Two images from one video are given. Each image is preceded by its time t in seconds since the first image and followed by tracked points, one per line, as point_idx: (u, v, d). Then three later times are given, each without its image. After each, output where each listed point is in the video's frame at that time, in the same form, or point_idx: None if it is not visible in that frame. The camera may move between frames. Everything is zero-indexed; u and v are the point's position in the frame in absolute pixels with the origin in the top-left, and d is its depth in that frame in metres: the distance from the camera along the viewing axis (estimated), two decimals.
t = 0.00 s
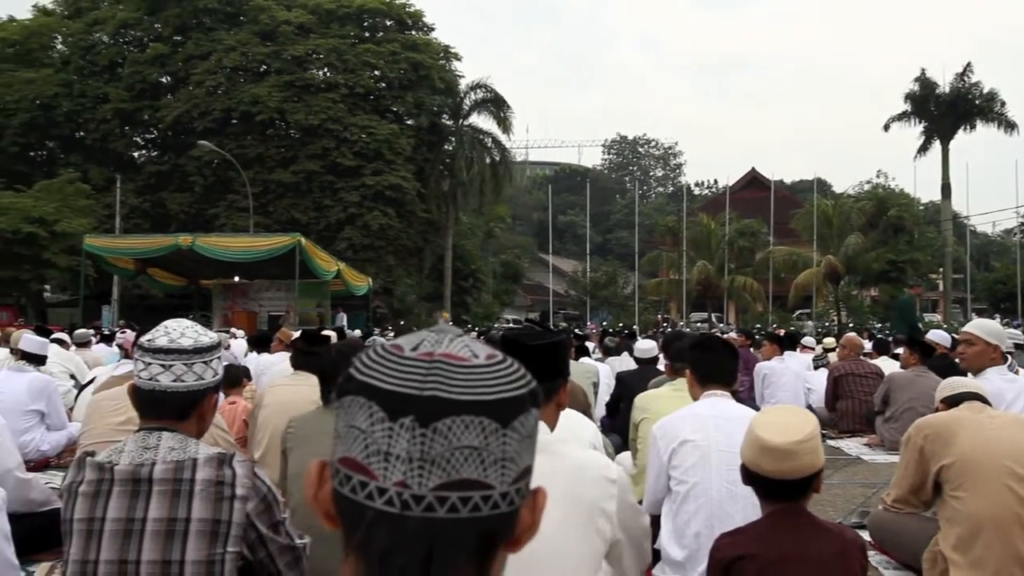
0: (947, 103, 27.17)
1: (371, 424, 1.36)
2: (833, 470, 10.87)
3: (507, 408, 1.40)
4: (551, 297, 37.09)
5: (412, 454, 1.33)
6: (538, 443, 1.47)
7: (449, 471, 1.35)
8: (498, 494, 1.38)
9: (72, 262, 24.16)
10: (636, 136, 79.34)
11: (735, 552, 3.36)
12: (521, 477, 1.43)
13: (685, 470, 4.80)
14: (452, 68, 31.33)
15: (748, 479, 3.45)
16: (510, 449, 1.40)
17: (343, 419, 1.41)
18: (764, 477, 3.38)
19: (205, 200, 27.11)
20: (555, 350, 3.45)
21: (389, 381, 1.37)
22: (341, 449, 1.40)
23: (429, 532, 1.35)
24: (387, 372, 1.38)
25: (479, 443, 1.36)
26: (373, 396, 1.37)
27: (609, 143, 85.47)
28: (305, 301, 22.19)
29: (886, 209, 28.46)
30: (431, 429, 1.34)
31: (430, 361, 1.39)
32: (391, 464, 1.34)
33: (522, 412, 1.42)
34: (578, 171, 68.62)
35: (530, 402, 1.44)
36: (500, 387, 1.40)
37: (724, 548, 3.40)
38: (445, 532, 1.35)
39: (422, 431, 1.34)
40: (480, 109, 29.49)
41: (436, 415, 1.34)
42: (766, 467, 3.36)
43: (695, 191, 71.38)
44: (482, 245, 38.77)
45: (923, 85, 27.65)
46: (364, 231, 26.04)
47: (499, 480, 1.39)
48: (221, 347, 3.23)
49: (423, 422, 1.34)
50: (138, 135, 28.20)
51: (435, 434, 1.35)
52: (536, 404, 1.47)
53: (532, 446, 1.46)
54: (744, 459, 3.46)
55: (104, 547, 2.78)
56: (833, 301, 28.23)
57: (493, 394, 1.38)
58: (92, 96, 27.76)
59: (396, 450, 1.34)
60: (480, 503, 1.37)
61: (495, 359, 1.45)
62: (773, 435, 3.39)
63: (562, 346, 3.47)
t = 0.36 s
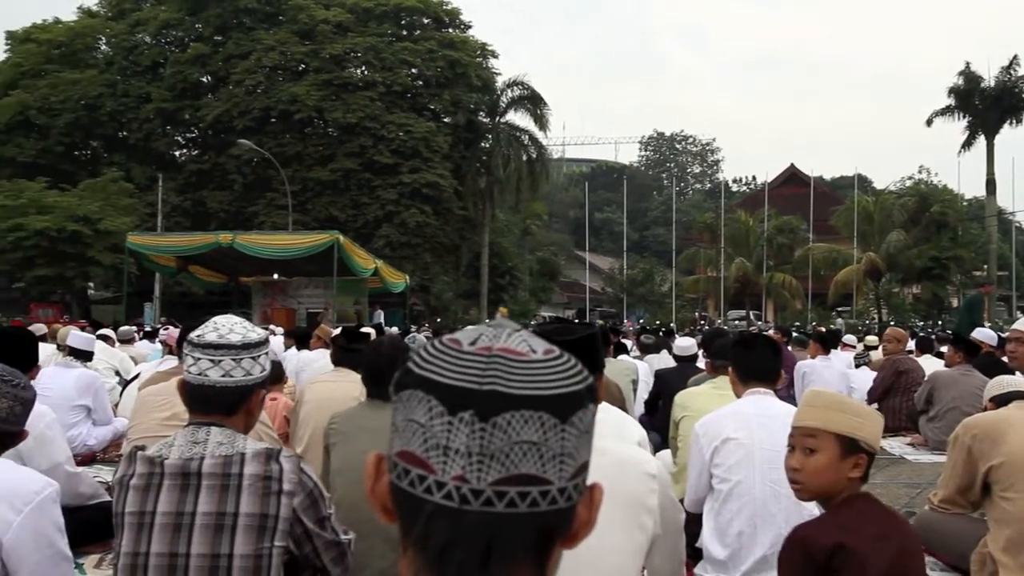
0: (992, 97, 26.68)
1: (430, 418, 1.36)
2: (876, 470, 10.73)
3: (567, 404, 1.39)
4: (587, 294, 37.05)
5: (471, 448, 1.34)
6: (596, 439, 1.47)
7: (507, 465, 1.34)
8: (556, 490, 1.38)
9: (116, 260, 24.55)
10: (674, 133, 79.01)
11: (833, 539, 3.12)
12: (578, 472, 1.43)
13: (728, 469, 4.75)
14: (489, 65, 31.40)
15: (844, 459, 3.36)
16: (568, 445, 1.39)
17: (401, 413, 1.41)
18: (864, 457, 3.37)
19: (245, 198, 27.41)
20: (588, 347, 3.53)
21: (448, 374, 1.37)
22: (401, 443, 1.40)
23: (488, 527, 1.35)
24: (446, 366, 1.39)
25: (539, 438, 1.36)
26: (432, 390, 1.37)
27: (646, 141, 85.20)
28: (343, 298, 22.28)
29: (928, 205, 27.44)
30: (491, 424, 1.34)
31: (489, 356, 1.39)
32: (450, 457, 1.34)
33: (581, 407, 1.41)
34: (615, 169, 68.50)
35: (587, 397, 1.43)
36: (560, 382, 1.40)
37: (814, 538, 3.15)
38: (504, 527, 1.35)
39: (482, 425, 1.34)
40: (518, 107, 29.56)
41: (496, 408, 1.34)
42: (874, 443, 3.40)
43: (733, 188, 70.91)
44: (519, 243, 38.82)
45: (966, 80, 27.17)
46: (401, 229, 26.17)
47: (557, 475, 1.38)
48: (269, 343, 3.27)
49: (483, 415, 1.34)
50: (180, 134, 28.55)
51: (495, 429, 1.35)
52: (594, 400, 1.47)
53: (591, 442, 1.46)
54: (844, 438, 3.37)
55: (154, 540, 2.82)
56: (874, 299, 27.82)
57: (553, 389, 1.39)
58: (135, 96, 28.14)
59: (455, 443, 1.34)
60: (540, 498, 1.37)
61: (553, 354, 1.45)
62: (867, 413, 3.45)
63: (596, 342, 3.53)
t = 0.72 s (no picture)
0: None
1: (475, 417, 1.37)
2: (914, 472, 10.59)
3: (612, 400, 1.39)
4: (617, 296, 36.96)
5: (515, 446, 1.34)
6: (642, 436, 1.45)
7: (551, 464, 1.34)
8: (602, 489, 1.37)
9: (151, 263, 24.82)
10: (704, 134, 78.62)
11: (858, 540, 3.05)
12: (626, 470, 1.41)
13: (765, 470, 4.71)
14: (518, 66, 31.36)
15: (873, 459, 3.30)
16: (614, 443, 1.38)
17: (447, 413, 1.41)
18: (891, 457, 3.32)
19: (277, 201, 27.61)
20: (622, 345, 3.62)
21: (492, 373, 1.38)
22: (448, 443, 1.40)
23: (534, 525, 1.34)
24: (490, 365, 1.39)
25: (581, 437, 1.36)
26: (477, 389, 1.38)
27: (676, 141, 84.85)
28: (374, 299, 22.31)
29: (965, 203, 27.21)
30: (534, 422, 1.34)
31: (532, 354, 1.40)
32: (495, 456, 1.34)
33: (626, 404, 1.40)
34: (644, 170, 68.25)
35: (634, 394, 1.42)
36: (605, 379, 1.39)
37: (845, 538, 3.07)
38: (551, 526, 1.34)
39: (524, 423, 1.34)
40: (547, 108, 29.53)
41: (538, 407, 1.34)
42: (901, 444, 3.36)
43: (764, 188, 70.42)
44: (548, 244, 38.80)
45: (1003, 77, 26.74)
46: (431, 231, 26.25)
47: (603, 473, 1.37)
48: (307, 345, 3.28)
49: (525, 413, 1.34)
50: (213, 138, 28.81)
51: (537, 426, 1.34)
52: (642, 397, 1.45)
53: (638, 440, 1.44)
54: (871, 437, 3.31)
55: (196, 538, 2.85)
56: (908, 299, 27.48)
57: (599, 386, 1.38)
58: (168, 100, 28.45)
59: (499, 442, 1.34)
60: (587, 496, 1.36)
61: (599, 353, 1.44)
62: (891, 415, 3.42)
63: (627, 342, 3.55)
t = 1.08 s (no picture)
0: None
1: (500, 417, 1.38)
2: (945, 474, 10.46)
3: (635, 394, 1.38)
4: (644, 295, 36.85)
5: (536, 444, 1.34)
6: (670, 428, 1.43)
7: (573, 459, 1.34)
8: (629, 482, 1.35)
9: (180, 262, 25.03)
10: (731, 133, 78.18)
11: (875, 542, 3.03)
12: (656, 464, 1.39)
13: (795, 470, 4.68)
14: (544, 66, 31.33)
15: (891, 463, 3.26)
16: (638, 436, 1.37)
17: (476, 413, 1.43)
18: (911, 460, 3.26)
19: (304, 201, 27.71)
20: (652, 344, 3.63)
21: (514, 374, 1.39)
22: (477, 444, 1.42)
23: (559, 521, 1.34)
24: (514, 366, 1.40)
25: (603, 431, 1.35)
26: (501, 389, 1.39)
27: (703, 140, 84.46)
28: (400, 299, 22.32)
29: (995, 202, 26.44)
30: (553, 417, 1.34)
31: (554, 354, 1.40)
32: (518, 453, 1.35)
33: (650, 397, 1.39)
34: (671, 169, 67.97)
35: (660, 386, 1.41)
36: (627, 374, 1.39)
37: (859, 541, 3.05)
38: (578, 521, 1.33)
39: (543, 420, 1.34)
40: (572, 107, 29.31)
41: (555, 403, 1.34)
42: (922, 446, 3.28)
43: (792, 187, 69.89)
44: (574, 243, 38.73)
45: None
46: (457, 230, 26.28)
47: (627, 467, 1.36)
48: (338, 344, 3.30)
49: (544, 410, 1.34)
50: (240, 138, 29.04)
51: (556, 422, 1.35)
52: (670, 389, 1.43)
53: (666, 432, 1.42)
54: (888, 441, 3.27)
55: (229, 536, 2.88)
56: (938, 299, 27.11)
57: (619, 380, 1.38)
58: (196, 101, 28.71)
59: (521, 441, 1.35)
60: (613, 492, 1.35)
61: (623, 347, 1.44)
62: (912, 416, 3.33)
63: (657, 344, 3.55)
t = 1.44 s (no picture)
0: None
1: (550, 414, 1.38)
2: (988, 475, 10.30)
3: (686, 387, 1.37)
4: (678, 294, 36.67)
5: (586, 439, 1.34)
6: (722, 423, 1.42)
7: (624, 455, 1.33)
8: (681, 478, 1.35)
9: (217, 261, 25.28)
10: (766, 130, 77.56)
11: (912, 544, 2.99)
12: (708, 461, 1.39)
13: (837, 470, 4.61)
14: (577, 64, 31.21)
15: (923, 461, 3.18)
16: (688, 432, 1.36)
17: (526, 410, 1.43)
18: (946, 459, 3.16)
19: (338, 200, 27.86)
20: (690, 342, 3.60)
21: (565, 369, 1.39)
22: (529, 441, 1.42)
23: (611, 517, 1.33)
24: (564, 362, 1.40)
25: (653, 427, 1.34)
26: (553, 387, 1.39)
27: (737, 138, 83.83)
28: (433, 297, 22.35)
29: None
30: (602, 413, 1.34)
31: (605, 349, 1.40)
32: (570, 450, 1.35)
33: (701, 392, 1.38)
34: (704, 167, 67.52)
35: (711, 382, 1.40)
36: (678, 369, 1.38)
37: (891, 542, 3.03)
38: (628, 517, 1.33)
39: (593, 415, 1.34)
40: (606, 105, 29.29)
41: (605, 397, 1.34)
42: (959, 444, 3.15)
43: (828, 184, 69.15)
44: (607, 242, 38.60)
45: None
46: (490, 229, 26.30)
47: (678, 463, 1.35)
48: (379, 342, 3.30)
49: (593, 406, 1.34)
50: (275, 139, 29.28)
51: (605, 417, 1.34)
52: (720, 383, 1.42)
53: (718, 427, 1.41)
54: (919, 441, 3.20)
55: (273, 532, 2.90)
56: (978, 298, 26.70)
57: (669, 375, 1.37)
58: (232, 102, 29.00)
59: (571, 437, 1.35)
60: (665, 487, 1.34)
61: (673, 342, 1.43)
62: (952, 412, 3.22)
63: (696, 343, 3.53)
